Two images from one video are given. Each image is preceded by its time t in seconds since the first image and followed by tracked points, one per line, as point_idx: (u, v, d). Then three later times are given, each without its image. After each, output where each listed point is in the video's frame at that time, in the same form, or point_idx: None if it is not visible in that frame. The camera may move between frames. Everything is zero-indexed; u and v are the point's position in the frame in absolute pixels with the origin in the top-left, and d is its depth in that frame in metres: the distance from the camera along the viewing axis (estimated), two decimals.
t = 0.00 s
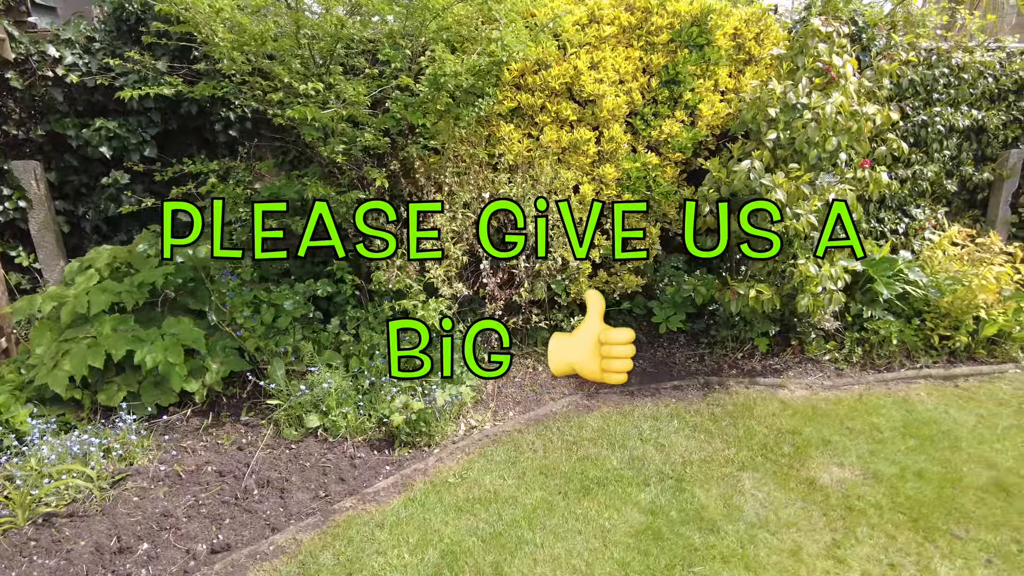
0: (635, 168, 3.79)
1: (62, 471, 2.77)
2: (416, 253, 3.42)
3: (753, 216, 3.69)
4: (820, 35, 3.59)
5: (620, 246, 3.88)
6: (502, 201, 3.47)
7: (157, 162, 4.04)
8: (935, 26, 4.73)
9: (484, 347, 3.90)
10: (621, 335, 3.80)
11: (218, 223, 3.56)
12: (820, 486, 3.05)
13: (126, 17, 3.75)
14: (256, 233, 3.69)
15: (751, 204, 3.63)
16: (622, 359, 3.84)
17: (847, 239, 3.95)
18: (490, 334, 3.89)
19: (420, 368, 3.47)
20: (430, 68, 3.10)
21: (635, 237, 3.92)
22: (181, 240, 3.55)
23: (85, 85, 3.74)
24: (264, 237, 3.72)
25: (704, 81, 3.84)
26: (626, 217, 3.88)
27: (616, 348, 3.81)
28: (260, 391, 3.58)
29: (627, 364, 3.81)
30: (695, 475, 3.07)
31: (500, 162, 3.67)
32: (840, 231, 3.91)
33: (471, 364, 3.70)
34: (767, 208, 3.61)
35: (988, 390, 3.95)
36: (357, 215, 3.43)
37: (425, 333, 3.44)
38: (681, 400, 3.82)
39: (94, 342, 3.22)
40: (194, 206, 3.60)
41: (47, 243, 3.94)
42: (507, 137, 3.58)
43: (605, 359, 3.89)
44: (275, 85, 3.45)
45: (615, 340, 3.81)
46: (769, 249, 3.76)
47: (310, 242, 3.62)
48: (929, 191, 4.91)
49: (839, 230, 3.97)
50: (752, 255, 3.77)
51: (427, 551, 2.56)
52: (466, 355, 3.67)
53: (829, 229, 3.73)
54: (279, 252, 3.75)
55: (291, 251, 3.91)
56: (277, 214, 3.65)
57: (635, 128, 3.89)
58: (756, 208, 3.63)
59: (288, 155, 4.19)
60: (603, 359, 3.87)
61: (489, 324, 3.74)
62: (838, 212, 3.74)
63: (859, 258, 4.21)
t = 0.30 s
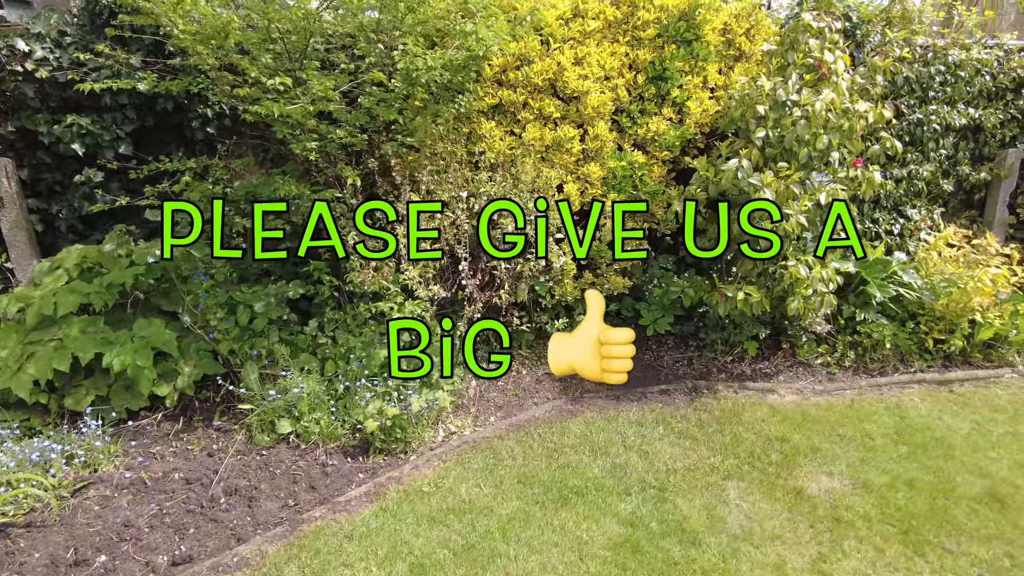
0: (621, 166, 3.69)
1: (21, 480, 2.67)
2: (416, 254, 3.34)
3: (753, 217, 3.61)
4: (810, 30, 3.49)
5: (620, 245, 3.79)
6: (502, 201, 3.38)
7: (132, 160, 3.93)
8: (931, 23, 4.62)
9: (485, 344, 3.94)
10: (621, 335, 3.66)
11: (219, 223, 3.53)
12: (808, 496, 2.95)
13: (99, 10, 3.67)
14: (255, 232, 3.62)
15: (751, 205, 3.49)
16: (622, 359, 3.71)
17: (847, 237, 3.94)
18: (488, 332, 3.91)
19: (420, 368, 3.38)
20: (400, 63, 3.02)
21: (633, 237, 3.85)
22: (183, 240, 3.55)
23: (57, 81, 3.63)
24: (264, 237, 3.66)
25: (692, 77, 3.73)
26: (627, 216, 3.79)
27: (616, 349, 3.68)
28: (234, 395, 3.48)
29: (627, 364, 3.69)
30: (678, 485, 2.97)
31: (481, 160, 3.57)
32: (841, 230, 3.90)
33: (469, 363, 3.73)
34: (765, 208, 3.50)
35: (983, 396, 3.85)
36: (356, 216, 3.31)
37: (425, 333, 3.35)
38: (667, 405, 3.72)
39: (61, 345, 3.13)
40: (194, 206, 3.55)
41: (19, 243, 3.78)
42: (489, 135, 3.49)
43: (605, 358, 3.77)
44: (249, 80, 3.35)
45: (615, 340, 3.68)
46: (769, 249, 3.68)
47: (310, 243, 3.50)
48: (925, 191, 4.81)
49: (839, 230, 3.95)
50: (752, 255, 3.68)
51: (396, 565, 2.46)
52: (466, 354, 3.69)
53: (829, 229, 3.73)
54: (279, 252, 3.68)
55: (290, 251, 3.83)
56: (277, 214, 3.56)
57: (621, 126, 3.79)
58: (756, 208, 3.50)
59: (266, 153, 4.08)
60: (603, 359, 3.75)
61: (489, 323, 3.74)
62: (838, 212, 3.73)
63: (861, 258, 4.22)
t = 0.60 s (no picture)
0: (608, 169, 3.56)
1: None
2: (416, 254, 3.25)
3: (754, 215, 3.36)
4: (806, 27, 3.35)
5: (620, 246, 3.71)
6: (502, 201, 3.29)
7: (104, 161, 3.76)
8: (931, 20, 4.48)
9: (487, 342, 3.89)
10: (621, 335, 3.55)
11: (218, 223, 3.44)
12: (799, 515, 2.82)
13: (69, 6, 3.56)
14: (255, 233, 3.43)
15: (751, 205, 3.30)
16: (622, 359, 3.60)
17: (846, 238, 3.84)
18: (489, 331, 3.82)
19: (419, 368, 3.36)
20: (371, 62, 2.90)
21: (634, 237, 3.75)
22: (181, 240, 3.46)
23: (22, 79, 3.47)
24: (263, 237, 3.48)
25: (683, 76, 3.60)
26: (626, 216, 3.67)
27: (615, 348, 3.58)
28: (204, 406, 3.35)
29: (627, 364, 3.58)
30: (663, 503, 2.84)
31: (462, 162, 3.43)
32: (841, 230, 3.80)
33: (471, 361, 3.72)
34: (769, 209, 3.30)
35: (982, 407, 3.72)
36: (357, 215, 3.17)
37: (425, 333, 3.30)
38: (656, 416, 3.59)
39: (21, 355, 2.98)
40: (194, 207, 3.44)
41: None
42: (470, 135, 3.35)
43: (605, 358, 3.66)
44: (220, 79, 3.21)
45: (614, 340, 3.57)
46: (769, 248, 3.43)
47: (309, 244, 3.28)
48: (924, 193, 4.68)
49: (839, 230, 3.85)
50: (752, 256, 3.44)
51: None
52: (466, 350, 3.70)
53: (828, 228, 3.63)
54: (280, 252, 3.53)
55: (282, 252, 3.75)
56: (278, 214, 3.36)
57: (609, 127, 3.65)
58: (756, 208, 3.30)
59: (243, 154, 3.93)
60: (603, 359, 3.65)
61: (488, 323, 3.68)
62: (838, 211, 3.65)
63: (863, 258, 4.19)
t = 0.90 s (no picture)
0: (593, 174, 3.48)
1: None
2: (416, 254, 3.22)
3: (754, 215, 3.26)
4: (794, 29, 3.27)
5: (619, 246, 3.60)
6: (502, 201, 3.25)
7: (80, 166, 3.67)
8: (925, 21, 4.40)
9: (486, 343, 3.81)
10: (620, 335, 3.48)
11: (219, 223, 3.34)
12: (785, 531, 2.75)
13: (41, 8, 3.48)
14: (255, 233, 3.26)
15: (750, 205, 3.22)
16: (622, 359, 3.54)
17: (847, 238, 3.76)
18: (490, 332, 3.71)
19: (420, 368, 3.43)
20: (341, 65, 2.82)
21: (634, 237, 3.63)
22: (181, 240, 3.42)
23: None
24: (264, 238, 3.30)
25: (670, 79, 3.52)
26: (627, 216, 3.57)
27: (615, 348, 3.51)
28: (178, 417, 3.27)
29: (627, 364, 3.51)
30: (645, 518, 2.77)
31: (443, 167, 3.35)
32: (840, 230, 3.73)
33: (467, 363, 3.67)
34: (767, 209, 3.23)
35: (976, 418, 3.65)
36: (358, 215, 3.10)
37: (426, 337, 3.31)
38: (642, 426, 3.51)
39: None
40: (194, 206, 3.36)
41: None
42: (451, 140, 3.26)
43: (606, 358, 3.60)
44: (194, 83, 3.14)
45: (614, 340, 3.50)
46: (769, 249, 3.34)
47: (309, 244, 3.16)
48: (918, 197, 4.60)
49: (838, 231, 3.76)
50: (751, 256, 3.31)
51: None
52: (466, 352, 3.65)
53: (829, 229, 3.52)
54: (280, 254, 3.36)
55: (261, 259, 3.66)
56: (279, 215, 3.23)
57: (594, 131, 3.57)
58: (756, 208, 3.22)
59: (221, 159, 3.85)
60: (603, 359, 3.59)
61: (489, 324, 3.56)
62: (838, 211, 3.56)
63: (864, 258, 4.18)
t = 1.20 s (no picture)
0: (573, 176, 3.45)
1: None
2: (416, 253, 3.21)
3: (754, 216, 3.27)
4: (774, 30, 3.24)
5: (619, 246, 3.62)
6: (502, 201, 3.30)
7: (57, 168, 3.65)
8: (911, 22, 4.38)
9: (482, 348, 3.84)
10: (620, 335, 3.48)
11: (217, 224, 3.26)
12: (760, 537, 2.72)
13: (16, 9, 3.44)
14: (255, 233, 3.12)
15: (751, 204, 3.21)
16: (622, 359, 3.53)
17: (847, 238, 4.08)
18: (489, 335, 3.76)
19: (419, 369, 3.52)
20: (307, 68, 2.79)
21: (633, 237, 3.63)
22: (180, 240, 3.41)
23: None
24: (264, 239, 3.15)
25: (650, 81, 3.49)
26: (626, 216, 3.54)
27: (615, 348, 3.50)
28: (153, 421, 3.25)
29: (627, 364, 3.51)
30: (618, 524, 2.75)
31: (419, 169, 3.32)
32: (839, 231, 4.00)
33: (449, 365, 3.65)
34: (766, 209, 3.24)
35: (959, 422, 3.62)
36: (358, 215, 3.09)
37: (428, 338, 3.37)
38: (621, 430, 3.49)
39: None
40: (194, 206, 3.32)
41: None
42: (427, 142, 3.24)
43: (605, 358, 3.59)
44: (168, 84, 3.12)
45: (614, 339, 3.50)
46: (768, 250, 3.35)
47: (309, 244, 3.10)
48: (905, 199, 4.58)
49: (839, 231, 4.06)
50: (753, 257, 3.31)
51: None
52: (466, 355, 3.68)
53: (829, 229, 3.75)
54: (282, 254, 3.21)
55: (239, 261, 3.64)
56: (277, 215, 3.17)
57: (573, 133, 3.55)
58: (756, 208, 3.22)
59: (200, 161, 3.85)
60: (603, 359, 3.58)
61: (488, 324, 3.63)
62: (839, 212, 3.76)
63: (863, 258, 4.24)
